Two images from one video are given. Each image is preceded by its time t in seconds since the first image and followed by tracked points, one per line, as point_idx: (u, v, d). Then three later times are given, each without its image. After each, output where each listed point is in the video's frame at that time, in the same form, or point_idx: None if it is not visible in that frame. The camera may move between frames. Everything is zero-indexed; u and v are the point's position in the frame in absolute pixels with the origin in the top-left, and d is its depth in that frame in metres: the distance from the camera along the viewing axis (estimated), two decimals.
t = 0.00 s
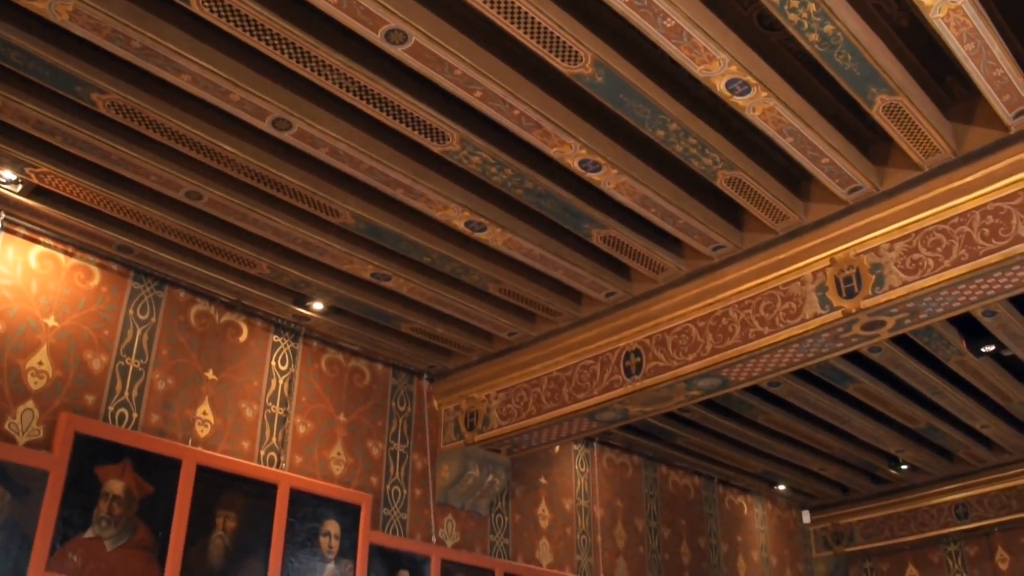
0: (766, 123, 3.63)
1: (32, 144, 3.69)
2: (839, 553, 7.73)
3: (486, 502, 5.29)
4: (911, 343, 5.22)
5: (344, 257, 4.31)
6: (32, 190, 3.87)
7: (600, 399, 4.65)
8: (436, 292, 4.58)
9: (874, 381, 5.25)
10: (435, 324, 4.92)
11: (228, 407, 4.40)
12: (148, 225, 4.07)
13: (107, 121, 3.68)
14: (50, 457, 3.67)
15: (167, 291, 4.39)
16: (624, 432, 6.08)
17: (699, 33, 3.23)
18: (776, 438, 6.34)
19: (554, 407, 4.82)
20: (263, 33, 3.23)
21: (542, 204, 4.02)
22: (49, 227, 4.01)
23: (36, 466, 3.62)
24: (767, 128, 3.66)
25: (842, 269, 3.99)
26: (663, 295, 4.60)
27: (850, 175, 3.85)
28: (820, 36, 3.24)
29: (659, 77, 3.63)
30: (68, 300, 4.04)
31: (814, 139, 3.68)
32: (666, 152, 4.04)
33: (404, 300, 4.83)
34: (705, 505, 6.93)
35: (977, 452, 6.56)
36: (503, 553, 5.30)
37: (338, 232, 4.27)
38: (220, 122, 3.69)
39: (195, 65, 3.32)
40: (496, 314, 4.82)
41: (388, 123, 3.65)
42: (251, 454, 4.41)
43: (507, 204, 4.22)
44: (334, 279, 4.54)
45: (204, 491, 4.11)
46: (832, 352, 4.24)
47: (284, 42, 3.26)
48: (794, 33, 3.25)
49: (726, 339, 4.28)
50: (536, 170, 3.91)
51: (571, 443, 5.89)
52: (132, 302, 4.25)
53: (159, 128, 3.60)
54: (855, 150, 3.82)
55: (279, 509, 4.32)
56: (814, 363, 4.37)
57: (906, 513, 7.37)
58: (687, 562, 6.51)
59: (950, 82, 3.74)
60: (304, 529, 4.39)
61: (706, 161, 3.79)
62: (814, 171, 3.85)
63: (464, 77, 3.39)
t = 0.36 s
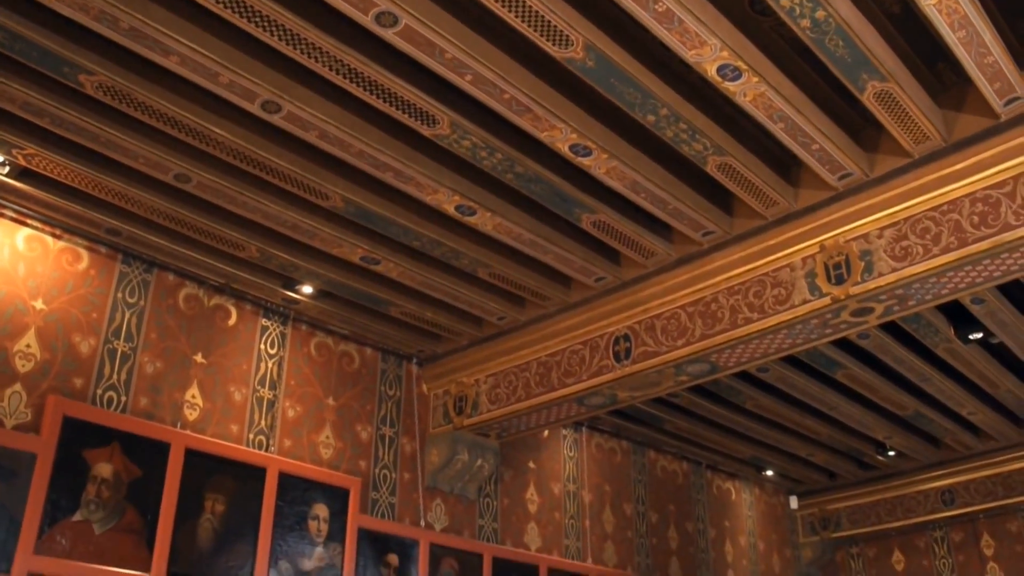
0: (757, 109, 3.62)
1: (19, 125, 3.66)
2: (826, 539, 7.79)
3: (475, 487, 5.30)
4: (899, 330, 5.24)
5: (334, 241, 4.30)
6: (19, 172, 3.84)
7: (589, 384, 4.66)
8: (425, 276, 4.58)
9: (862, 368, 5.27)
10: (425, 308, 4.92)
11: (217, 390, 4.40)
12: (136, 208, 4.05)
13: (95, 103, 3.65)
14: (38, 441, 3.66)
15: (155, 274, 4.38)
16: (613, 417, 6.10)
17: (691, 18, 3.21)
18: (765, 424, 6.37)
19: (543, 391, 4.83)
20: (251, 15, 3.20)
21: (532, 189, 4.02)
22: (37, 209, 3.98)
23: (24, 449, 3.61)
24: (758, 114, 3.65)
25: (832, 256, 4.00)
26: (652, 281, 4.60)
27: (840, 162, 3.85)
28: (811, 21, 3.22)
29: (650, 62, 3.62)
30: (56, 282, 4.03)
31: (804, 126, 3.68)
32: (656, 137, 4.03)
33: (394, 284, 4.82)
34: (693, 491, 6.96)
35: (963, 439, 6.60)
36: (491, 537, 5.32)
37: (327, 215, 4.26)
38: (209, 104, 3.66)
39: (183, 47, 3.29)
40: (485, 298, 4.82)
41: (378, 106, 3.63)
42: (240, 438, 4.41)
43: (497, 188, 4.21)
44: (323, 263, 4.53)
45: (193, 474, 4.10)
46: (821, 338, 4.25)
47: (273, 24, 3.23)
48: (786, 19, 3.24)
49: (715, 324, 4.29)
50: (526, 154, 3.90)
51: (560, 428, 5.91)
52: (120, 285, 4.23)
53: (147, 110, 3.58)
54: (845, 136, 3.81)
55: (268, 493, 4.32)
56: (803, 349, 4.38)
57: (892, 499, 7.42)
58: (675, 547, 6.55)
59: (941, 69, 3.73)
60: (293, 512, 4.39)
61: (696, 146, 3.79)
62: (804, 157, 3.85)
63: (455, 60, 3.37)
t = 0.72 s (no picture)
0: (748, 94, 3.61)
1: (6, 106, 3.63)
2: (813, 524, 7.83)
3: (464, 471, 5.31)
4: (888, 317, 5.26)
5: (323, 224, 4.29)
6: (6, 153, 3.82)
7: (579, 368, 4.67)
8: (415, 260, 4.57)
9: (851, 354, 5.29)
10: (415, 292, 4.92)
11: (206, 373, 4.39)
12: (125, 190, 4.03)
13: (82, 83, 3.62)
14: (26, 423, 3.65)
15: (144, 257, 4.36)
16: (602, 402, 6.11)
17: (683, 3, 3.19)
18: (753, 410, 6.39)
19: (533, 375, 4.84)
20: None
21: (523, 173, 4.01)
22: (24, 190, 3.96)
23: (12, 432, 3.60)
24: (749, 99, 3.64)
25: (821, 242, 4.01)
26: (643, 266, 4.60)
27: (831, 148, 3.85)
28: (803, 7, 3.21)
29: (641, 46, 3.61)
30: (44, 264, 4.01)
31: (795, 112, 3.67)
32: (647, 121, 4.02)
33: (383, 268, 4.81)
34: (681, 476, 6.98)
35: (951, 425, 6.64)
36: (480, 520, 5.33)
37: (316, 198, 4.24)
38: (198, 85, 3.64)
39: (172, 28, 3.26)
40: (475, 282, 4.82)
41: (368, 89, 3.61)
42: (228, 421, 4.40)
43: (487, 171, 4.20)
44: (313, 246, 4.52)
45: (181, 458, 4.10)
46: (810, 324, 4.27)
47: (262, 5, 3.20)
48: (778, 4, 3.22)
49: (704, 310, 4.30)
50: (516, 138, 3.90)
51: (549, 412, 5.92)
52: (109, 268, 4.22)
53: (135, 91, 3.55)
54: (836, 122, 3.81)
55: (257, 476, 4.32)
56: (792, 335, 4.39)
57: (880, 485, 7.46)
58: (663, 532, 6.57)
59: (932, 56, 3.73)
60: (281, 496, 4.39)
61: (687, 131, 3.78)
62: (795, 143, 3.85)
63: (446, 43, 3.35)
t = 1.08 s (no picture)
0: (739, 79, 3.60)
1: None
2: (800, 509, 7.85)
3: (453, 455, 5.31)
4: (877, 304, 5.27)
5: (313, 207, 4.28)
6: None
7: (569, 353, 4.67)
8: (405, 244, 4.57)
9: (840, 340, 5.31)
10: (405, 276, 4.91)
11: (195, 356, 4.39)
12: (113, 172, 4.01)
13: (70, 64, 3.59)
14: (14, 406, 3.63)
15: (133, 240, 4.34)
16: (592, 387, 6.12)
17: None
18: (743, 396, 6.41)
19: (522, 360, 4.84)
20: None
21: (513, 157, 4.00)
22: (12, 172, 3.94)
23: None
24: (740, 85, 3.63)
25: (812, 228, 4.01)
26: (633, 251, 4.60)
27: (822, 134, 3.85)
28: None
29: (633, 31, 3.60)
30: (32, 247, 3.99)
31: (786, 98, 3.67)
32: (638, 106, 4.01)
33: (373, 252, 4.81)
34: (670, 461, 7.01)
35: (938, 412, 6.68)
36: (469, 505, 5.34)
37: (306, 181, 4.23)
38: (187, 67, 3.62)
39: (161, 9, 3.23)
40: (465, 267, 4.81)
41: (359, 72, 3.59)
42: (218, 404, 4.40)
43: (477, 155, 4.19)
44: (302, 229, 4.51)
45: (170, 441, 4.09)
46: (799, 310, 4.28)
47: None
48: None
49: (694, 295, 4.30)
50: (507, 122, 3.89)
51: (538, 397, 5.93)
52: (98, 250, 4.20)
53: (124, 73, 3.53)
54: (827, 109, 3.81)
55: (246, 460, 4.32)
56: (781, 321, 4.41)
57: (867, 471, 7.49)
58: (651, 517, 6.60)
59: (924, 42, 3.73)
60: (270, 479, 4.40)
61: (678, 116, 3.78)
62: (786, 129, 3.85)
63: (437, 27, 3.33)
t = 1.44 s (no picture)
0: (731, 64, 3.59)
1: None
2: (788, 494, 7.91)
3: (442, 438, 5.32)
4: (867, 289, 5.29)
5: (302, 189, 4.26)
6: None
7: (558, 337, 4.68)
8: (395, 226, 4.56)
9: (829, 326, 5.33)
10: (395, 259, 4.90)
11: (184, 339, 4.38)
12: (102, 153, 3.98)
13: (58, 44, 3.56)
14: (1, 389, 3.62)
15: (122, 222, 4.32)
16: (582, 371, 6.13)
17: None
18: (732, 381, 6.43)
19: (512, 344, 4.85)
20: None
21: (504, 140, 3.99)
22: None
23: None
24: (732, 69, 3.62)
25: (802, 214, 4.02)
26: (623, 235, 4.60)
27: (813, 119, 3.85)
28: None
29: (625, 14, 3.58)
30: (20, 229, 3.97)
31: (778, 82, 3.66)
32: (630, 90, 4.00)
33: (363, 235, 4.80)
34: (659, 445, 7.03)
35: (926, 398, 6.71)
36: (458, 487, 5.36)
37: (296, 162, 4.21)
38: (176, 47, 3.59)
39: None
40: (455, 250, 4.81)
41: (349, 53, 3.57)
42: (207, 386, 4.40)
43: (467, 138, 4.18)
44: (291, 211, 4.49)
45: (159, 423, 4.09)
46: (788, 295, 4.29)
47: None
48: None
49: (684, 280, 4.31)
50: (498, 105, 3.87)
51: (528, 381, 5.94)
52: (86, 232, 4.18)
53: (113, 54, 3.50)
54: (818, 94, 3.81)
55: (235, 442, 4.32)
56: (770, 305, 4.42)
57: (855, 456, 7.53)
58: (640, 501, 6.63)
59: (916, 28, 3.72)
60: (260, 462, 4.39)
61: (670, 100, 3.77)
62: (777, 114, 3.84)
63: (428, 8, 3.31)
